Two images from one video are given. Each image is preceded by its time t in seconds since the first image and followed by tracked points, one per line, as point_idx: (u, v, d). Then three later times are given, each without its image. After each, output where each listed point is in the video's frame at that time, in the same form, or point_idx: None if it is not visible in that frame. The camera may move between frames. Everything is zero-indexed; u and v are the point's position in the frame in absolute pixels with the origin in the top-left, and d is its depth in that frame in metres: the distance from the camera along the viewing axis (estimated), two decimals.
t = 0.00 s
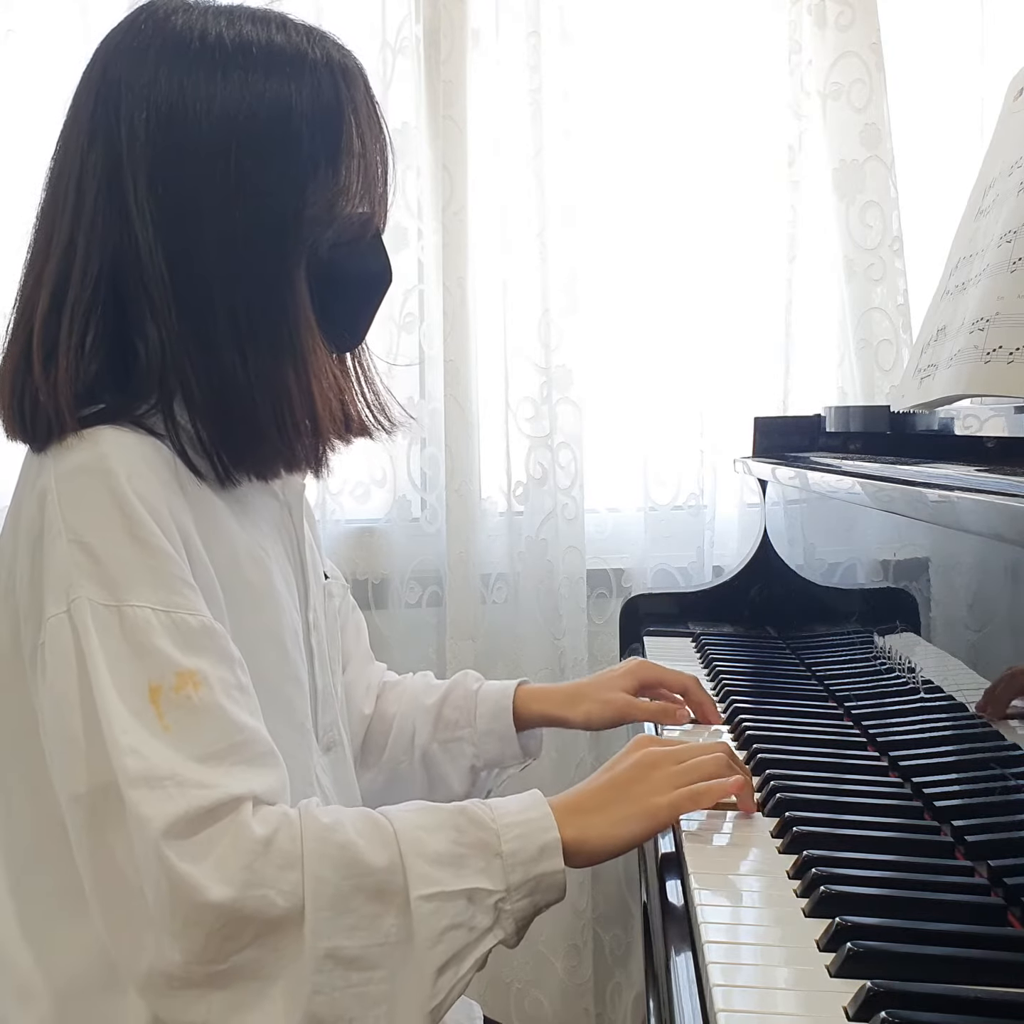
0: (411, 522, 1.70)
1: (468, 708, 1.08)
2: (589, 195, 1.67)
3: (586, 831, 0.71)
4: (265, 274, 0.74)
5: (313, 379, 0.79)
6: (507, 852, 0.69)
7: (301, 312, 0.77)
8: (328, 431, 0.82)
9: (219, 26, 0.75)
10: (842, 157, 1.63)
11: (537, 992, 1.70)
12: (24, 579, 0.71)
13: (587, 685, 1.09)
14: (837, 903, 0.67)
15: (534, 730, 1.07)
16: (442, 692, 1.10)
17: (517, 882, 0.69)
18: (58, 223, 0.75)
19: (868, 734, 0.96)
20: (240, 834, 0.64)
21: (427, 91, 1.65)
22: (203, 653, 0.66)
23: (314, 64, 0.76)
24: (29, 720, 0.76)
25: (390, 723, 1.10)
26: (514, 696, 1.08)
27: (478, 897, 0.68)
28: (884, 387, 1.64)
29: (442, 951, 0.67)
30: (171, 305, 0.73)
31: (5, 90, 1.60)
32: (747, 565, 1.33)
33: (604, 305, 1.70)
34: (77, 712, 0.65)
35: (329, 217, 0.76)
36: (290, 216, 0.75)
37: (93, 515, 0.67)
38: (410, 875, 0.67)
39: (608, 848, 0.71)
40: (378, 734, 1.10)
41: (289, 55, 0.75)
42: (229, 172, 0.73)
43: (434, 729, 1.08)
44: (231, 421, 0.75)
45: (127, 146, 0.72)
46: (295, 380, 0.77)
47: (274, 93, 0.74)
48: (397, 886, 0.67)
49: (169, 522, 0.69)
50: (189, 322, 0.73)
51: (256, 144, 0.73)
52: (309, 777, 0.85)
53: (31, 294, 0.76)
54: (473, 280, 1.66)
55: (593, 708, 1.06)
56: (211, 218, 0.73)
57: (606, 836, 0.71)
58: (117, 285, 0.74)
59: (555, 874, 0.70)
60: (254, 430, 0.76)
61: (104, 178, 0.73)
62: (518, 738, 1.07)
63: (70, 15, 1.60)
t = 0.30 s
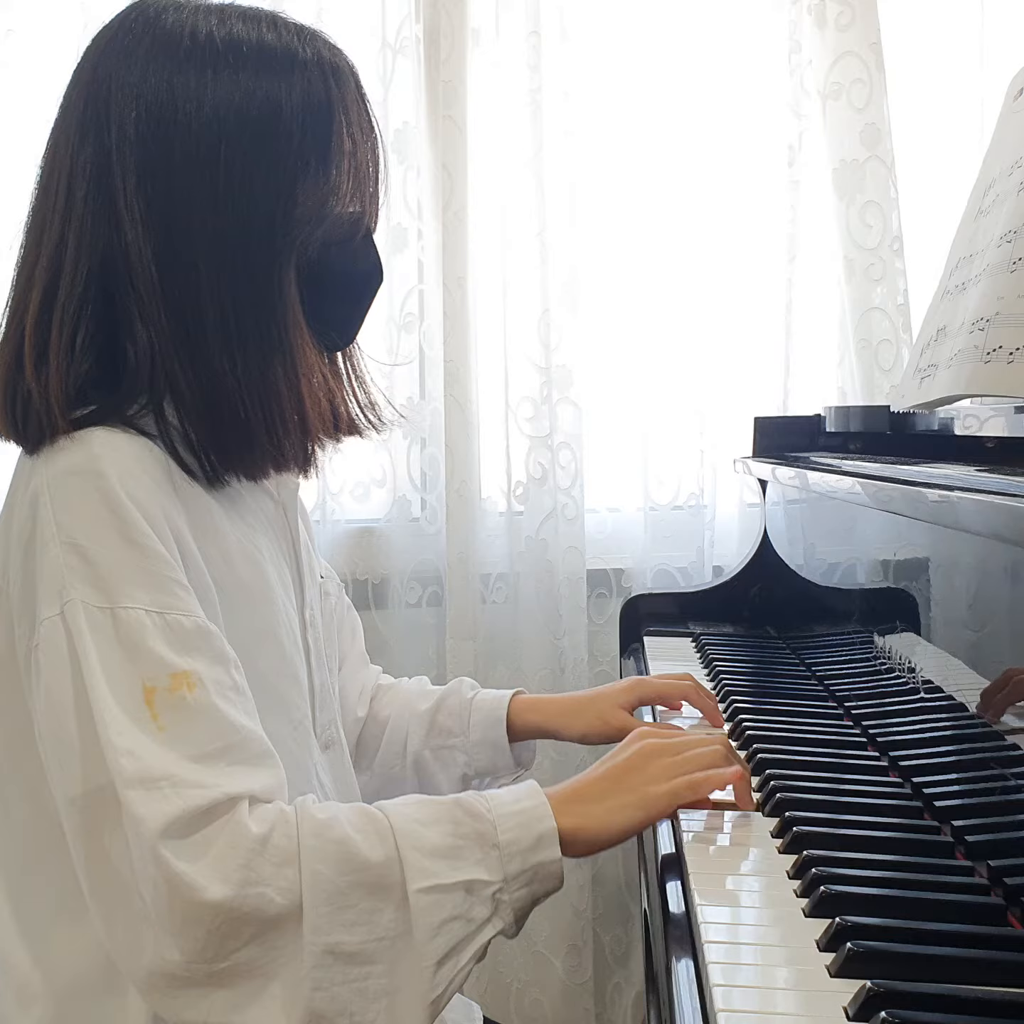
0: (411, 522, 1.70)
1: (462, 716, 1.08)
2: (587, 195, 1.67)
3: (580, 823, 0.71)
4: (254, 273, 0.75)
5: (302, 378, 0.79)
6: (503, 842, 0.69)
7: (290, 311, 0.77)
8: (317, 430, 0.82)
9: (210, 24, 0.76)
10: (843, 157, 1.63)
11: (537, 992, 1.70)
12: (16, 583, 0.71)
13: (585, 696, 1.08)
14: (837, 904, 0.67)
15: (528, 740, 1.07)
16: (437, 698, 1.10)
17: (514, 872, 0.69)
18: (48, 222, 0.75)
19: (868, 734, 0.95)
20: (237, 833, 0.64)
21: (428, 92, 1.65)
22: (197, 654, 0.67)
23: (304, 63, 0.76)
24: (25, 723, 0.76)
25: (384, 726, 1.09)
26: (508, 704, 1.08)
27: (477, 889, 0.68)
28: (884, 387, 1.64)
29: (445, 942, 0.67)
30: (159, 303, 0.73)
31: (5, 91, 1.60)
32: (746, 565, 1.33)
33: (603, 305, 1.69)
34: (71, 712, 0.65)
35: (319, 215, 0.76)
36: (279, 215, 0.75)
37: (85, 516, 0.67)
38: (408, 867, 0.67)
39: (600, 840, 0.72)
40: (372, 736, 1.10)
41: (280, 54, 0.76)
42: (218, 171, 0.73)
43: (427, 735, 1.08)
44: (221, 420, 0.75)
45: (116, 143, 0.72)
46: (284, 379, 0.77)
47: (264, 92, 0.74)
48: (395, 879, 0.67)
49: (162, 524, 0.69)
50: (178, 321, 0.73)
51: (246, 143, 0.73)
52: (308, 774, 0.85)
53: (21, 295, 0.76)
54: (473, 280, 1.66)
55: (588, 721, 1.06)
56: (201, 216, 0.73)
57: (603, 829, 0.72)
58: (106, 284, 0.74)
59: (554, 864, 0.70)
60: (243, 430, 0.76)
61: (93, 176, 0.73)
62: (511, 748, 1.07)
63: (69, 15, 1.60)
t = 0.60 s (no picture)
0: (411, 522, 1.70)
1: (462, 717, 1.08)
2: (586, 195, 1.67)
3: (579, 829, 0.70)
4: (245, 274, 0.75)
5: (293, 378, 0.79)
6: (494, 851, 0.68)
7: (282, 311, 0.77)
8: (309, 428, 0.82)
9: (201, 24, 0.76)
10: (843, 157, 1.63)
11: (537, 992, 1.70)
12: (11, 585, 0.71)
13: (586, 697, 1.08)
14: (837, 904, 0.67)
15: (528, 740, 1.07)
16: (437, 698, 1.10)
17: (505, 881, 0.68)
18: (41, 223, 0.75)
19: (868, 734, 0.95)
20: (234, 834, 0.64)
21: (428, 92, 1.65)
22: (193, 654, 0.66)
23: (296, 63, 0.76)
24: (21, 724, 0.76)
25: (384, 726, 1.10)
26: (508, 704, 1.08)
27: (467, 896, 0.67)
28: (884, 387, 1.64)
29: (436, 948, 0.66)
30: (151, 303, 0.73)
31: (5, 91, 1.60)
32: (746, 565, 1.33)
33: (602, 304, 1.69)
34: (68, 713, 0.65)
35: (310, 215, 0.76)
36: (270, 215, 0.75)
37: (78, 517, 0.67)
38: (402, 873, 0.67)
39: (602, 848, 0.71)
40: (372, 735, 1.10)
41: (271, 54, 0.76)
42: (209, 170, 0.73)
43: (427, 736, 1.08)
44: (214, 421, 0.75)
45: (107, 144, 0.72)
46: (276, 379, 0.77)
47: (254, 93, 0.74)
48: (388, 885, 0.67)
49: (157, 525, 0.69)
50: (169, 321, 0.73)
51: (237, 144, 0.73)
52: (306, 774, 0.85)
53: (15, 295, 0.76)
54: (473, 279, 1.66)
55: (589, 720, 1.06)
56: (192, 216, 0.73)
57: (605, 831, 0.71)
58: (98, 285, 0.74)
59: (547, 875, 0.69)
60: (235, 430, 0.76)
61: (84, 177, 0.73)
62: (511, 748, 1.07)
63: (69, 15, 1.60)
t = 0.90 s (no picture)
0: (411, 521, 1.70)
1: (461, 717, 1.08)
2: (585, 195, 1.67)
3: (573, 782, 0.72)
4: (234, 277, 0.74)
5: (279, 383, 0.79)
6: (494, 810, 0.69)
7: (270, 315, 0.77)
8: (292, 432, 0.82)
9: (198, 25, 0.76)
10: (843, 157, 1.63)
11: (538, 992, 1.70)
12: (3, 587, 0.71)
13: (586, 696, 1.07)
14: (837, 903, 0.67)
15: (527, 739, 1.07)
16: (437, 698, 1.10)
17: (507, 838, 0.69)
18: (35, 222, 0.76)
19: (868, 734, 0.95)
20: (238, 827, 0.64)
21: (427, 92, 1.65)
22: (189, 656, 0.67)
23: (290, 65, 0.76)
24: (17, 726, 0.75)
25: (383, 726, 1.10)
26: (508, 704, 1.07)
27: (472, 857, 0.68)
28: (884, 387, 1.64)
29: (444, 913, 0.67)
30: (141, 305, 0.73)
31: (6, 91, 1.60)
32: (746, 565, 1.33)
33: (601, 305, 1.69)
34: (65, 716, 0.65)
35: (301, 219, 0.76)
36: (260, 218, 0.75)
37: (71, 519, 0.67)
38: (405, 844, 0.67)
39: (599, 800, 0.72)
40: (372, 734, 1.10)
41: (266, 56, 0.75)
42: (201, 171, 0.73)
43: (427, 736, 1.08)
44: (200, 425, 0.75)
45: (99, 144, 0.72)
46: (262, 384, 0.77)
47: (247, 94, 0.74)
48: (394, 858, 0.67)
49: (150, 527, 0.69)
50: (158, 323, 0.73)
51: (227, 145, 0.73)
52: (302, 768, 0.85)
53: (8, 294, 0.76)
54: (473, 279, 1.66)
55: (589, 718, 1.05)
56: (182, 217, 0.73)
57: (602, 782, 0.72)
58: (89, 285, 0.74)
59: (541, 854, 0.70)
60: (220, 435, 0.76)
61: (78, 177, 0.73)
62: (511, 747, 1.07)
63: (70, 14, 1.60)
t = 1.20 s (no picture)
0: (411, 521, 1.70)
1: (461, 718, 1.08)
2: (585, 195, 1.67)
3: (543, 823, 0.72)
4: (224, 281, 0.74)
5: (265, 390, 0.78)
6: (468, 847, 0.70)
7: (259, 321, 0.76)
8: (277, 441, 0.81)
9: (202, 26, 0.76)
10: (843, 157, 1.63)
11: (537, 992, 1.70)
12: None
13: (582, 697, 1.08)
14: (837, 903, 0.67)
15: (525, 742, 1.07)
16: (436, 700, 1.10)
17: (479, 876, 0.69)
18: (34, 220, 0.76)
19: (868, 734, 0.95)
20: (215, 843, 0.64)
21: (427, 92, 1.65)
22: (179, 658, 0.67)
23: (289, 70, 0.76)
24: (12, 728, 0.76)
25: (382, 728, 1.10)
26: (508, 705, 1.08)
27: (444, 894, 0.69)
28: (884, 387, 1.64)
29: (414, 944, 0.67)
30: (133, 305, 0.73)
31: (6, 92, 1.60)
32: (746, 565, 1.33)
33: (601, 305, 1.69)
34: (54, 720, 0.65)
35: (294, 226, 0.76)
36: (252, 222, 0.74)
37: (64, 520, 0.67)
38: (379, 873, 0.67)
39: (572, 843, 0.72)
40: (370, 737, 1.10)
41: (267, 60, 0.76)
42: (196, 173, 0.73)
43: (426, 737, 1.08)
44: (186, 429, 0.74)
45: (97, 143, 0.73)
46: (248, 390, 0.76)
47: (244, 96, 0.74)
48: (366, 885, 0.67)
49: (141, 530, 0.69)
50: (149, 325, 0.73)
51: (222, 147, 0.73)
52: (295, 775, 0.85)
53: (7, 293, 0.77)
54: (473, 279, 1.66)
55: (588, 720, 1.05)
56: (176, 218, 0.73)
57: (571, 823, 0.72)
58: (83, 285, 0.74)
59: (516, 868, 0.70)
60: (206, 440, 0.75)
61: (77, 176, 0.74)
62: (509, 750, 1.07)
63: (69, 14, 1.60)
